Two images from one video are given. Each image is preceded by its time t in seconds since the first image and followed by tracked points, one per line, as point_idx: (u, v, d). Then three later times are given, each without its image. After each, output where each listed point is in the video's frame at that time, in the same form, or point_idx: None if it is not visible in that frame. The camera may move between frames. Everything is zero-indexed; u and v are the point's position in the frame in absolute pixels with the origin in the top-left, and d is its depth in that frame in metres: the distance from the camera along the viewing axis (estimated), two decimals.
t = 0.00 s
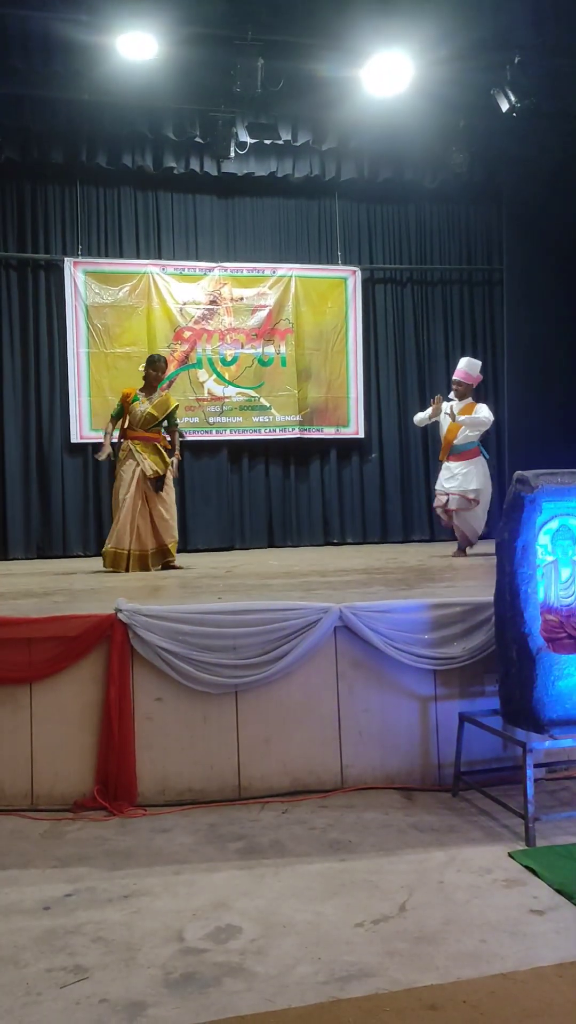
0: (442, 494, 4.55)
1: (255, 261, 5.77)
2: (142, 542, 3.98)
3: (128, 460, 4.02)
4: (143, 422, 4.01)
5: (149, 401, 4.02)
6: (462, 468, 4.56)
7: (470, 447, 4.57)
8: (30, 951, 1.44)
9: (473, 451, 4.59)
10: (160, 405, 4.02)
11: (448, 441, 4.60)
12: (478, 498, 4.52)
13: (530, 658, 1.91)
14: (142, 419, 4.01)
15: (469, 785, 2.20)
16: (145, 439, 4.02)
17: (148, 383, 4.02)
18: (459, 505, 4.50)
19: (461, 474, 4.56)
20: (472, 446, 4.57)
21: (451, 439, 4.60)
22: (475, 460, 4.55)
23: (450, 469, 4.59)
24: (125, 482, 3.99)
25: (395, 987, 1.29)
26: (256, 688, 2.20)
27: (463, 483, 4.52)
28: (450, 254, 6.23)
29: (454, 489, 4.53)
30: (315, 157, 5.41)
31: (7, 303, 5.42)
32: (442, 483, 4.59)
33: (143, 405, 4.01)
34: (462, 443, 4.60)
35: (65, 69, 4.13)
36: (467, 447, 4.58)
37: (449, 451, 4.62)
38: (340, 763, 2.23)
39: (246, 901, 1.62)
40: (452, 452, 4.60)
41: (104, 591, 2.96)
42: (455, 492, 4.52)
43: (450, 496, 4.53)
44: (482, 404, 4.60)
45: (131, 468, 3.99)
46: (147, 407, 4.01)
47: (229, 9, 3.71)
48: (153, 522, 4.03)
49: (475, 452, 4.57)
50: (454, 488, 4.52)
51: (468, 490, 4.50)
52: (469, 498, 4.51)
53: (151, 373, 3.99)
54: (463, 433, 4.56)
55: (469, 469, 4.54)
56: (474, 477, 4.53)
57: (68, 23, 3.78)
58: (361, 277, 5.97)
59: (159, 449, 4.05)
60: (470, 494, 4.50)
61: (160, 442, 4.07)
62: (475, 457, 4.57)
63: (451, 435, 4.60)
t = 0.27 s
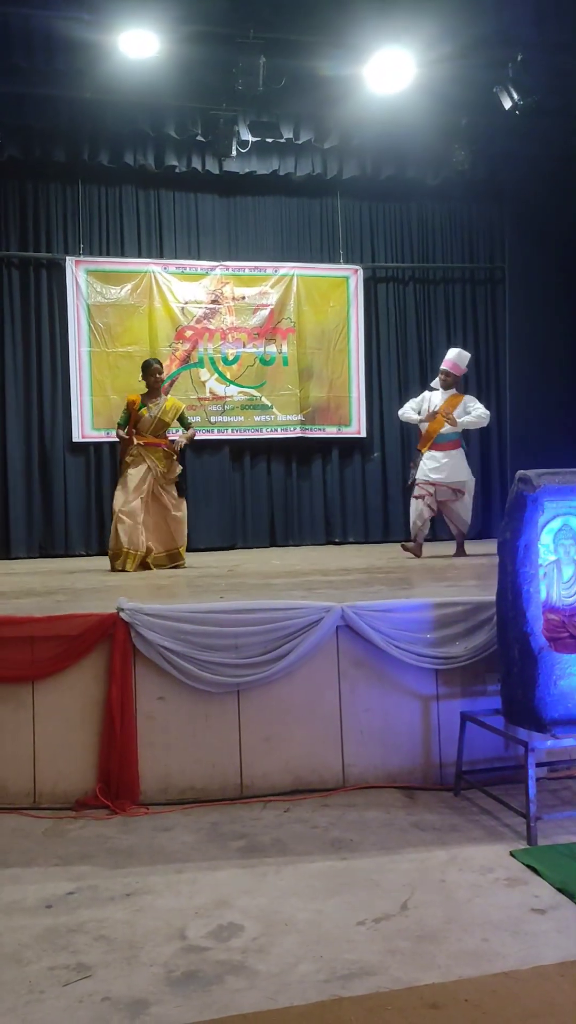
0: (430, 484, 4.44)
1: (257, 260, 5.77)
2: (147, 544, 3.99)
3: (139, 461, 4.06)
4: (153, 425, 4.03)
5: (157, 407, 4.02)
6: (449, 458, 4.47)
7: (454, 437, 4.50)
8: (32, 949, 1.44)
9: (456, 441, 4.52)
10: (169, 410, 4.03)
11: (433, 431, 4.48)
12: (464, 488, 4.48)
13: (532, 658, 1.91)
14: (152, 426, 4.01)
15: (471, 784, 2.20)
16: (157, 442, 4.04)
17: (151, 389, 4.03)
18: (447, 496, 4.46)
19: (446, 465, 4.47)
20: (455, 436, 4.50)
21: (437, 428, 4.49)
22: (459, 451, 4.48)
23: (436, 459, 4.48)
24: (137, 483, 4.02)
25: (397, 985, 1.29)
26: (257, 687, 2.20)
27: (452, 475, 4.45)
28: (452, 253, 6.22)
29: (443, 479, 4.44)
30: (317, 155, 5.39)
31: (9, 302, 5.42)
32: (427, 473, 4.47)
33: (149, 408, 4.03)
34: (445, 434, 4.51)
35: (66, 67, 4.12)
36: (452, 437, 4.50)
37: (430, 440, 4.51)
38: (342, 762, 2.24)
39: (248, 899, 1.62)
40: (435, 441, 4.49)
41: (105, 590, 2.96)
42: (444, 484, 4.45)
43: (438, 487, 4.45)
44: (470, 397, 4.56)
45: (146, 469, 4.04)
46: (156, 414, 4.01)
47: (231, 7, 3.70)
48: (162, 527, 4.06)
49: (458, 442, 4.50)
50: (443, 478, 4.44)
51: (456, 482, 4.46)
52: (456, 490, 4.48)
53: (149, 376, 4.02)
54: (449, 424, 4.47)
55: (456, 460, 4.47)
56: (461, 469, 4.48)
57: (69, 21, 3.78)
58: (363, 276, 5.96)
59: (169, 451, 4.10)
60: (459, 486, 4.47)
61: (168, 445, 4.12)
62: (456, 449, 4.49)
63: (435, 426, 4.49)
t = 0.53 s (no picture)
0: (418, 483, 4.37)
1: (261, 257, 5.76)
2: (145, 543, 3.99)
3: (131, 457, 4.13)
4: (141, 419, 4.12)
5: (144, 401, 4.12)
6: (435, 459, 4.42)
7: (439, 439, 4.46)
8: (37, 946, 1.45)
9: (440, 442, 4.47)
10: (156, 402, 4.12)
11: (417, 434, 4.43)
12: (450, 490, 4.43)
13: (536, 655, 1.91)
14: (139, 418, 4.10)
15: (475, 782, 2.20)
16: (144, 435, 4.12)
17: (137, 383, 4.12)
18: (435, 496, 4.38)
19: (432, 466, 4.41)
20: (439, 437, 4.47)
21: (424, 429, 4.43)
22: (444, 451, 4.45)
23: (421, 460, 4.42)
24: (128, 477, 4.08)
25: (401, 982, 1.29)
26: (261, 685, 2.21)
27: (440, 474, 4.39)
28: (456, 250, 6.21)
29: (430, 478, 4.38)
30: (322, 152, 5.39)
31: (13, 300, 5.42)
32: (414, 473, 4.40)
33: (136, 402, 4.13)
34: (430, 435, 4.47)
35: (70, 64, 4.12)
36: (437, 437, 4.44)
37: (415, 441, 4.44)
38: (345, 759, 2.24)
39: (252, 896, 1.62)
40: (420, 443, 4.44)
41: (109, 587, 2.97)
42: (432, 483, 4.38)
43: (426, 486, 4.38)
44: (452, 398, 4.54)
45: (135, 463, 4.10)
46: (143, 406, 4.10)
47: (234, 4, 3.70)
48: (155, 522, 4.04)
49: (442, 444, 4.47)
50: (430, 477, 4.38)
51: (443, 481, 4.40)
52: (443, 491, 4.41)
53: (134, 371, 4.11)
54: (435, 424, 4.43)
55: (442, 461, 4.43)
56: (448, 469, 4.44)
57: (73, 18, 3.78)
58: (367, 273, 5.96)
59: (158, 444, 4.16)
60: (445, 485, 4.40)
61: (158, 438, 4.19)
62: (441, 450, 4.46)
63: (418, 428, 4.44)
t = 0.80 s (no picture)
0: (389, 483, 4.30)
1: (266, 255, 5.76)
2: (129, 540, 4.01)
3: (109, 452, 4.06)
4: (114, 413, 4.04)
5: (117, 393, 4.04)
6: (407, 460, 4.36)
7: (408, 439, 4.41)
8: (42, 943, 1.45)
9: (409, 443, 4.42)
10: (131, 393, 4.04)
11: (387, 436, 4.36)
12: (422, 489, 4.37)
13: (542, 652, 1.91)
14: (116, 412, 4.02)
15: (480, 779, 2.19)
16: (121, 428, 4.05)
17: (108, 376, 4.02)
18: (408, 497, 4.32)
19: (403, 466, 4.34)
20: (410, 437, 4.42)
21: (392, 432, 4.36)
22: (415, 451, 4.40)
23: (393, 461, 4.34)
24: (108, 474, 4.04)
25: (407, 980, 1.29)
26: (267, 682, 2.21)
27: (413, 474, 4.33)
28: (461, 248, 6.20)
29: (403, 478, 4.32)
30: (327, 151, 5.42)
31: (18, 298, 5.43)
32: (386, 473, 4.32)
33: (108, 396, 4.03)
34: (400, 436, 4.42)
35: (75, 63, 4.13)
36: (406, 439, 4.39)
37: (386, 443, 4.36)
38: (351, 756, 2.24)
39: (258, 893, 1.63)
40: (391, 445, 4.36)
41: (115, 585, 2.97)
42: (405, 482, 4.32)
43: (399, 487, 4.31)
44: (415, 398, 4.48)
45: (116, 459, 4.05)
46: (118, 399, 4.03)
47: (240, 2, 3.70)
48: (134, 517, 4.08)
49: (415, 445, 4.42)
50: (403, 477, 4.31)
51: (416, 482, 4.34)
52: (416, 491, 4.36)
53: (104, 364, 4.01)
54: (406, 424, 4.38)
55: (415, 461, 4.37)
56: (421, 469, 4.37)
57: (78, 16, 3.79)
58: (373, 271, 5.95)
59: (135, 437, 4.10)
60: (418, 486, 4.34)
61: (135, 429, 4.13)
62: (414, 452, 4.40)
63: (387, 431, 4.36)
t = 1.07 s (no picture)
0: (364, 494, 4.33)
1: (271, 253, 5.75)
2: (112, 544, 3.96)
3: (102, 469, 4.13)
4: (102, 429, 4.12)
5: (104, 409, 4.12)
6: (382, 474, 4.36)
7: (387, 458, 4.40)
8: (48, 939, 1.45)
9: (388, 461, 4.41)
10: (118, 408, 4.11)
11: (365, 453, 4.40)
12: (396, 504, 4.32)
13: (548, 651, 1.90)
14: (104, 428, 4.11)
15: (486, 778, 2.19)
16: (112, 443, 4.13)
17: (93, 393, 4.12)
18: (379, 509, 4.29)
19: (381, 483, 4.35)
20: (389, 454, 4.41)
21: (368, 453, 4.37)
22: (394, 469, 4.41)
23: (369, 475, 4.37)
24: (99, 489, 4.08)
25: (412, 978, 1.29)
26: (272, 680, 2.20)
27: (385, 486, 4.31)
28: (466, 246, 6.19)
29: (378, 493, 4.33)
30: (331, 149, 5.39)
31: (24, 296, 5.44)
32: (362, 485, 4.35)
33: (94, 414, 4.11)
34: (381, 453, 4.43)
35: (79, 62, 4.13)
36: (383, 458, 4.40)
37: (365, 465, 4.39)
38: (356, 755, 2.24)
39: (262, 891, 1.62)
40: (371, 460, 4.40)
41: (120, 583, 2.97)
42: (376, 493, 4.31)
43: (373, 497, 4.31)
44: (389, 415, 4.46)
45: (108, 473, 4.12)
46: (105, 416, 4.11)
47: None
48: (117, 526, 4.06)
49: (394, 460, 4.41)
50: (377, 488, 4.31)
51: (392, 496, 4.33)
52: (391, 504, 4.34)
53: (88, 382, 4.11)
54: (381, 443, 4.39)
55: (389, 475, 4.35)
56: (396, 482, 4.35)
57: (83, 15, 3.78)
58: (378, 269, 5.94)
59: (126, 451, 4.18)
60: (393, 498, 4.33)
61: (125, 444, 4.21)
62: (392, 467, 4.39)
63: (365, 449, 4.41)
